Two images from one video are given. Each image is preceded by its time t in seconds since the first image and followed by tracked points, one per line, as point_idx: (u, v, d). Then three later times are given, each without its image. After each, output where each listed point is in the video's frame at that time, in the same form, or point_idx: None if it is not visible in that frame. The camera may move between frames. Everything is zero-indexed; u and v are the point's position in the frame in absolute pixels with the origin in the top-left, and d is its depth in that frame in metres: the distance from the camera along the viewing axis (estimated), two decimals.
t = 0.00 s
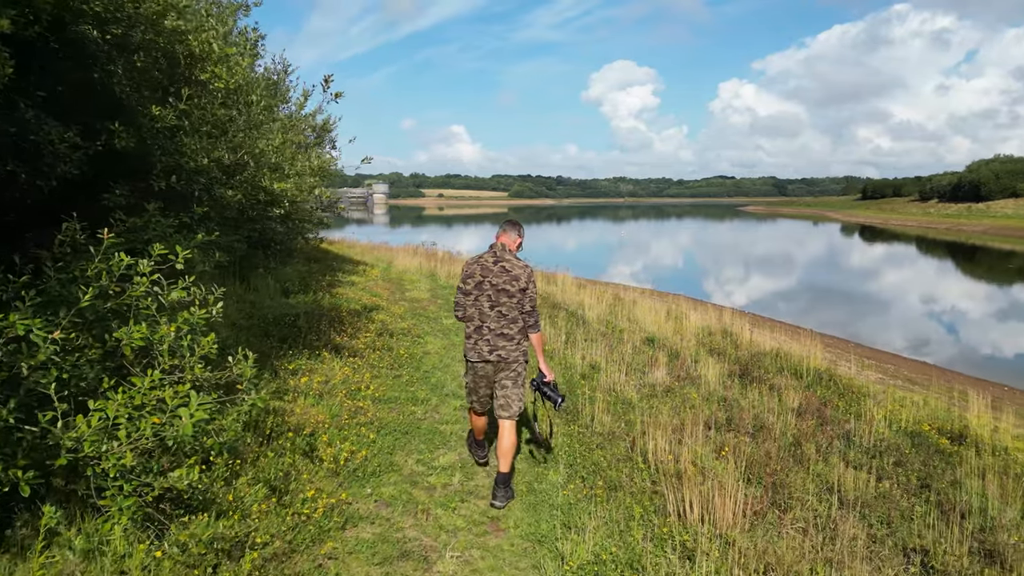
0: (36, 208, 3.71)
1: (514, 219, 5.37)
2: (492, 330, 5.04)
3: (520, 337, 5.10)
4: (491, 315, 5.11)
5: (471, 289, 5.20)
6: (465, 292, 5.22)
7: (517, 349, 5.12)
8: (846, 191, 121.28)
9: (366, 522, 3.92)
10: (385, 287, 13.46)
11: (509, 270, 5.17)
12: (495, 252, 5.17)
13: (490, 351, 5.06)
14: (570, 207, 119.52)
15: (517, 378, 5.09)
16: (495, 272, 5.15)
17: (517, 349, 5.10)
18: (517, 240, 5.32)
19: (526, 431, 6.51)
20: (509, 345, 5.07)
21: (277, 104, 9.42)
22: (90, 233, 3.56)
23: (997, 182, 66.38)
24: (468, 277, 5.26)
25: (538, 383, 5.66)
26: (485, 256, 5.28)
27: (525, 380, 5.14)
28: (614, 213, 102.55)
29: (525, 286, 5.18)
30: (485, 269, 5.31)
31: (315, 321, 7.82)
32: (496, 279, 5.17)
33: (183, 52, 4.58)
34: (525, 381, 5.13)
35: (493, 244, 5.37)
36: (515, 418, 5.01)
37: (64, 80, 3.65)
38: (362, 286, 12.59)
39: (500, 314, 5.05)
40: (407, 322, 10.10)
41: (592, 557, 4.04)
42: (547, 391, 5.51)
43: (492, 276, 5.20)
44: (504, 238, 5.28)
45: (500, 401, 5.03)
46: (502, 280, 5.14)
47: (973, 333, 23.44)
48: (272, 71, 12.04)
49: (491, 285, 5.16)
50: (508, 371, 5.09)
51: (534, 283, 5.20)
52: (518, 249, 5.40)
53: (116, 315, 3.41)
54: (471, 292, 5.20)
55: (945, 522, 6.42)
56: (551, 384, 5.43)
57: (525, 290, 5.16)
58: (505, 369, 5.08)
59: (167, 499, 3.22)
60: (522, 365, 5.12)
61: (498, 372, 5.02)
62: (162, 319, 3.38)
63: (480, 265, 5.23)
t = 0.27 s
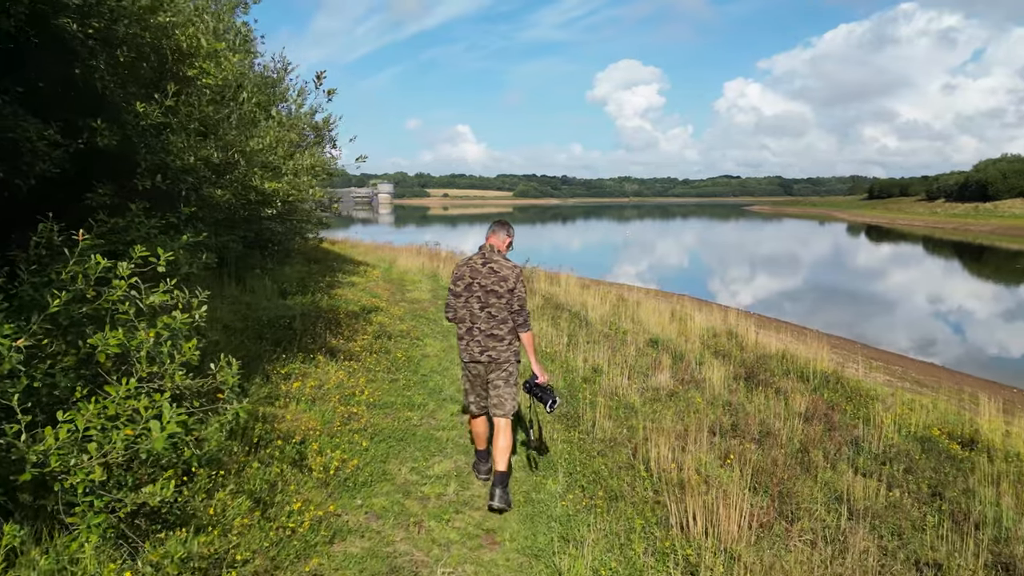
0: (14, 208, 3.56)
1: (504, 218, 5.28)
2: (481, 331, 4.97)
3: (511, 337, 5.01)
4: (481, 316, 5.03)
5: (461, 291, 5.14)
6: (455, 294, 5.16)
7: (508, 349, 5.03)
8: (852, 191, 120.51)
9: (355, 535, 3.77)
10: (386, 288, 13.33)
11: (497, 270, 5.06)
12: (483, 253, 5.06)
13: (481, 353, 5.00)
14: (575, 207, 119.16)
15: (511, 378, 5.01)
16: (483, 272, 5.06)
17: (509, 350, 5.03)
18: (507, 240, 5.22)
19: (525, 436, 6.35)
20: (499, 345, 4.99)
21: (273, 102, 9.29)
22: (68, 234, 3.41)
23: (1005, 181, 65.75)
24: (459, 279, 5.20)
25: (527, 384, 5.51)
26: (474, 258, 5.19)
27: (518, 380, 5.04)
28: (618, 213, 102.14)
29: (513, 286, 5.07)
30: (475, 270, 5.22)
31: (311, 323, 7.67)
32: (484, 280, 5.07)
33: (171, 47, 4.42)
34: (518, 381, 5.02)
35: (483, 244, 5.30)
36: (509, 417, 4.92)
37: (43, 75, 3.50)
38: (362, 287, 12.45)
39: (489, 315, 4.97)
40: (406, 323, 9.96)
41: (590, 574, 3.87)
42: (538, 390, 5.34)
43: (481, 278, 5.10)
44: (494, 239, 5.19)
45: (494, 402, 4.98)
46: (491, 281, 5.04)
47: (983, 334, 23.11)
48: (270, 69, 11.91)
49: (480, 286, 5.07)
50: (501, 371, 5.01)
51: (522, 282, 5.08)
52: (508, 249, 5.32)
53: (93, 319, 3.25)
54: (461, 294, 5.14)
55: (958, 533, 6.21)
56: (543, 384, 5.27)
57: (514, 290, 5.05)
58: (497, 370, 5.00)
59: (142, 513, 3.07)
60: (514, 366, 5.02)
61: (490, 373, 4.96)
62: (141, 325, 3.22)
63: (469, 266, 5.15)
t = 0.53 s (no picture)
0: None
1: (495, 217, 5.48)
2: (471, 327, 5.27)
3: (500, 333, 5.29)
4: (470, 313, 5.33)
5: (452, 288, 5.44)
6: (447, 291, 5.46)
7: (498, 345, 5.33)
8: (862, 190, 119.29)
9: (343, 551, 3.59)
10: (388, 289, 13.19)
11: (486, 269, 5.33)
12: (473, 251, 5.32)
13: (471, 349, 5.30)
14: (582, 207, 118.80)
15: (501, 373, 5.34)
16: (472, 271, 5.33)
17: (499, 346, 5.32)
18: (498, 236, 5.43)
19: (525, 443, 6.17)
20: (489, 341, 5.27)
21: (273, 100, 9.19)
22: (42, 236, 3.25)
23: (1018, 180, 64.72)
24: (450, 276, 5.50)
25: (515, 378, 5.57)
26: (465, 255, 5.46)
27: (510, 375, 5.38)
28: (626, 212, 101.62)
29: (502, 284, 5.34)
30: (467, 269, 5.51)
31: (308, 326, 7.53)
32: (474, 277, 5.37)
33: (158, 42, 4.28)
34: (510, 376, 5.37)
35: (474, 242, 5.51)
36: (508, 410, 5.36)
37: (20, 69, 3.35)
38: (364, 288, 12.29)
39: (478, 311, 5.26)
40: (408, 325, 9.81)
41: None
42: (525, 387, 5.45)
43: (470, 275, 5.40)
44: (485, 237, 5.39)
45: (488, 395, 5.34)
46: (480, 278, 5.32)
47: (995, 334, 22.65)
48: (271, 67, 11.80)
49: (470, 284, 5.36)
50: (492, 367, 5.33)
51: (510, 279, 5.33)
52: (500, 246, 5.51)
53: (66, 325, 3.08)
54: (452, 291, 5.44)
55: (975, 546, 5.96)
56: (532, 382, 5.39)
57: (502, 287, 5.31)
58: (487, 365, 5.30)
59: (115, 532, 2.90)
60: (504, 361, 5.34)
61: (480, 369, 5.27)
62: (116, 331, 3.05)
63: (460, 264, 5.44)
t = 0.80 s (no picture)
0: None
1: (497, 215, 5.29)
2: (470, 329, 5.12)
3: (499, 335, 5.14)
4: (469, 314, 5.18)
5: (451, 288, 5.30)
6: (445, 291, 5.32)
7: (496, 347, 5.18)
8: (875, 190, 117.80)
9: (332, 568, 3.43)
10: (393, 290, 13.05)
11: (485, 269, 5.17)
12: (472, 251, 5.16)
13: (470, 351, 5.14)
14: (591, 207, 118.31)
15: (499, 376, 5.21)
16: (471, 271, 5.17)
17: (497, 348, 5.18)
18: (499, 235, 5.22)
19: (528, 451, 5.98)
20: (487, 343, 5.13)
21: (274, 99, 9.08)
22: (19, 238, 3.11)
23: None
24: (449, 276, 5.36)
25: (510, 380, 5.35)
26: (464, 256, 5.31)
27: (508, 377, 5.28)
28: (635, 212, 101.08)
29: (500, 285, 5.18)
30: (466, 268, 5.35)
31: (308, 329, 7.40)
32: (472, 278, 5.22)
33: (147, 38, 4.15)
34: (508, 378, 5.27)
35: (475, 242, 5.33)
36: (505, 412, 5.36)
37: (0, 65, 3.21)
38: (368, 289, 12.16)
39: (477, 313, 5.10)
40: (411, 327, 9.66)
41: None
42: (519, 389, 5.30)
43: (469, 276, 5.25)
44: (485, 237, 5.20)
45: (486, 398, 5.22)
46: (478, 279, 5.17)
47: (1011, 335, 22.16)
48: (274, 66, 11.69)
49: (468, 285, 5.22)
50: (490, 369, 5.19)
51: (509, 281, 5.19)
52: (500, 246, 5.30)
53: (40, 333, 2.93)
54: (451, 291, 5.30)
55: (998, 562, 5.70)
56: (527, 384, 5.25)
57: (500, 289, 5.16)
58: (486, 368, 5.16)
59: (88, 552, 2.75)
60: (502, 363, 5.21)
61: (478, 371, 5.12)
62: (93, 339, 2.90)
63: (459, 264, 5.29)
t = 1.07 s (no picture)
0: None
1: (507, 218, 5.13)
2: (474, 334, 4.92)
3: (504, 342, 4.94)
4: (474, 319, 5.00)
5: (458, 292, 5.13)
6: (453, 295, 5.17)
7: (501, 353, 4.98)
8: (890, 189, 116.12)
9: None
10: (400, 291, 12.93)
11: (493, 274, 4.99)
12: (480, 256, 5.01)
13: (473, 356, 4.97)
14: (601, 207, 117.72)
15: (503, 383, 4.99)
16: (478, 276, 4.99)
17: (502, 354, 4.97)
18: (508, 239, 5.09)
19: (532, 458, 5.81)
20: (492, 349, 4.95)
21: (277, 98, 8.98)
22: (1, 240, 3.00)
23: None
24: (457, 280, 5.20)
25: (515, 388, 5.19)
26: (472, 260, 5.16)
27: (513, 385, 5.06)
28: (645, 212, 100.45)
29: (507, 292, 5.00)
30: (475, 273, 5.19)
31: (310, 331, 7.29)
32: (479, 283, 5.03)
33: (140, 33, 4.04)
34: (513, 385, 5.05)
35: (484, 247, 5.18)
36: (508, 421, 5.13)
37: None
38: (374, 289, 12.06)
39: (482, 318, 4.92)
40: (415, 329, 9.52)
41: None
42: (524, 397, 5.20)
43: (476, 281, 5.06)
44: (494, 241, 5.07)
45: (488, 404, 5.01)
46: (486, 284, 4.99)
47: None
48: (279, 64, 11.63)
49: (476, 289, 5.04)
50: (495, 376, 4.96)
51: (517, 288, 4.99)
52: (511, 251, 5.17)
53: (21, 337, 2.82)
54: (458, 295, 5.13)
55: None
56: (533, 392, 5.12)
57: (507, 295, 4.97)
58: (489, 374, 4.96)
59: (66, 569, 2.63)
60: (507, 370, 4.97)
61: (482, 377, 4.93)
62: (74, 345, 2.77)
63: (467, 268, 5.12)
